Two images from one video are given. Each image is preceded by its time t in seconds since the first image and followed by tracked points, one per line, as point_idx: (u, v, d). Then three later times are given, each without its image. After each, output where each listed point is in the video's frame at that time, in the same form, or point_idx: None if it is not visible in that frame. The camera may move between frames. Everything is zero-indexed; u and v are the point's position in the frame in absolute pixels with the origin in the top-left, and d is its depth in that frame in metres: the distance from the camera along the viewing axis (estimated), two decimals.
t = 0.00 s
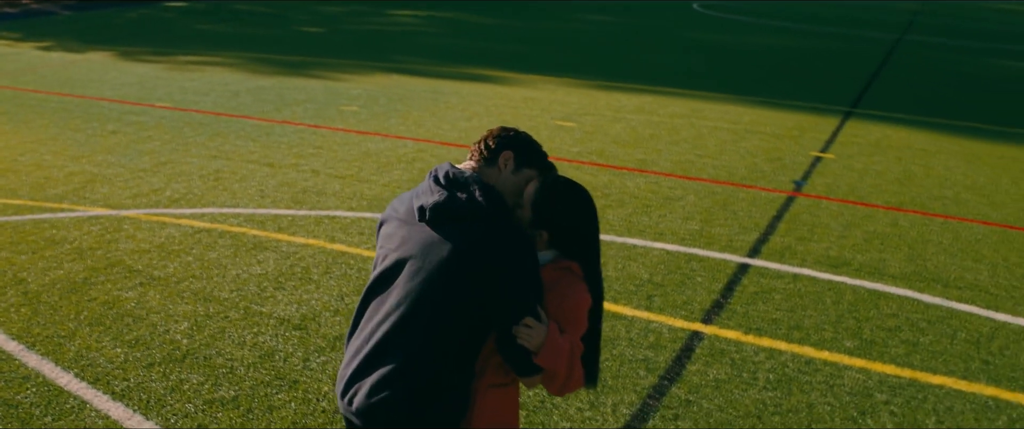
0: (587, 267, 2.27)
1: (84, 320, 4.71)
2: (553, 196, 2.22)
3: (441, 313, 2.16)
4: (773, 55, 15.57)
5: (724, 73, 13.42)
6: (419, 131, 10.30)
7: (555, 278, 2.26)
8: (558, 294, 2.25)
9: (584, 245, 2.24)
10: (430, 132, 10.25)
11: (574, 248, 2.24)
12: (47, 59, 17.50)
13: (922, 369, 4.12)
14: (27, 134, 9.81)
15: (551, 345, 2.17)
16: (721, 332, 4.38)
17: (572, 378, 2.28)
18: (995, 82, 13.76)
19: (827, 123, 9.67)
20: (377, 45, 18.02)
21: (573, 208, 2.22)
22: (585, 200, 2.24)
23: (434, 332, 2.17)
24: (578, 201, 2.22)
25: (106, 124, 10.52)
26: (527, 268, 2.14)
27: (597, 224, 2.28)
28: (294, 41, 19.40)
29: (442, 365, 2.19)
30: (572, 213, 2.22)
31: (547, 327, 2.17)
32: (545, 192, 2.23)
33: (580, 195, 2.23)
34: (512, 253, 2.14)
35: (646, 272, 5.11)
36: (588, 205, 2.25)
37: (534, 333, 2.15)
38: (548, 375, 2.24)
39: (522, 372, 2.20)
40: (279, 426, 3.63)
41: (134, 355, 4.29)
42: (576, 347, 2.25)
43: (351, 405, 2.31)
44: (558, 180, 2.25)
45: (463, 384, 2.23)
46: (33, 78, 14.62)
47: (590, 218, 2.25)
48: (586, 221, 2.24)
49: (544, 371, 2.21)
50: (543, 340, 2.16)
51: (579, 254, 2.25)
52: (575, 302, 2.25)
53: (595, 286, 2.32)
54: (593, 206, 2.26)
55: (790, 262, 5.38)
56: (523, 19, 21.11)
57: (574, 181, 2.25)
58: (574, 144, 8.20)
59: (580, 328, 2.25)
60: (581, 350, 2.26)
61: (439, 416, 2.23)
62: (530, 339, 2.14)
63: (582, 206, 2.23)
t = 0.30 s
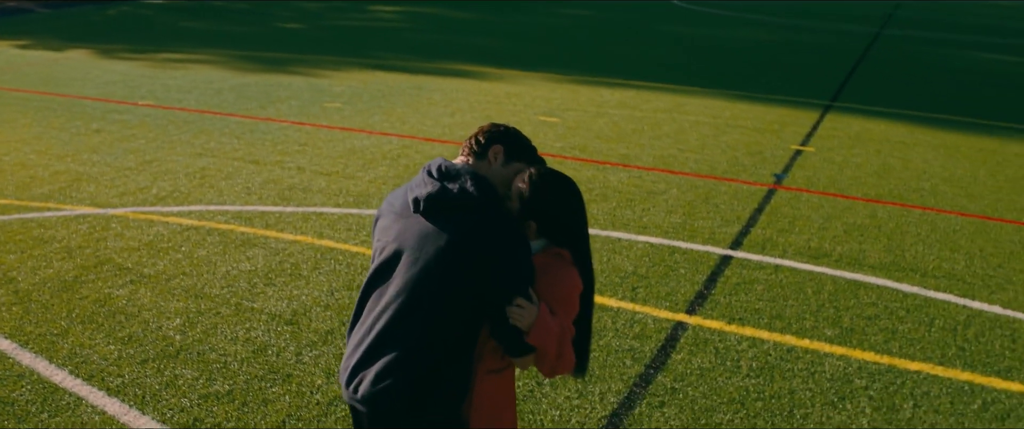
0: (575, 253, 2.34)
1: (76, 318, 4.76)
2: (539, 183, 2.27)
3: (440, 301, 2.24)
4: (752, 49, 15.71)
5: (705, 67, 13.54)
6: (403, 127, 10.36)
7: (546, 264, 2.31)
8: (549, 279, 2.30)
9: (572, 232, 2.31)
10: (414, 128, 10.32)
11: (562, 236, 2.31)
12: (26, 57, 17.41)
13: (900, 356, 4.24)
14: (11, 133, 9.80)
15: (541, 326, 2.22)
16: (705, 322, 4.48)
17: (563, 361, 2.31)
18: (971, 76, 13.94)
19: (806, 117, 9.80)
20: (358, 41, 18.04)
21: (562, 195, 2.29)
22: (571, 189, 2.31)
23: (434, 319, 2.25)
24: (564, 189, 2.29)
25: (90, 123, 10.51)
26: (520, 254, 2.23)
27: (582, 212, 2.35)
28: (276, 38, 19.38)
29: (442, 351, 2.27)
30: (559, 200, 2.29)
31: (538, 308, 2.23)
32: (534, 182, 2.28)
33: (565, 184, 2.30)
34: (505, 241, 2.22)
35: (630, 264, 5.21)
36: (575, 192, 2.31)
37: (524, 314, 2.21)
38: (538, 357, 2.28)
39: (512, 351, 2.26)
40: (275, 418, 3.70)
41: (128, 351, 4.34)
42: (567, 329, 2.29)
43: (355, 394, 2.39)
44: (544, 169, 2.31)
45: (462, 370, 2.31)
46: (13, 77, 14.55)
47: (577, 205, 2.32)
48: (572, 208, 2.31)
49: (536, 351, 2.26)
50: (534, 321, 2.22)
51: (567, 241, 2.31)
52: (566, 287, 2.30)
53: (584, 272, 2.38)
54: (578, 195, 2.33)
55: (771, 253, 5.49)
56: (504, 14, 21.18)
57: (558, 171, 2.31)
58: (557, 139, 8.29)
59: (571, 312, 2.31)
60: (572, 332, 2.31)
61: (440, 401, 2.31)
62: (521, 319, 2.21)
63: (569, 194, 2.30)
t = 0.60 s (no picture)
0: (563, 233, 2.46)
1: (73, 315, 4.81)
2: (527, 173, 2.37)
3: (439, 287, 2.33)
4: (736, 43, 15.84)
5: (689, 62, 13.65)
6: (391, 123, 10.42)
7: (535, 246, 2.44)
8: (541, 260, 2.43)
9: (560, 215, 2.43)
10: (401, 124, 10.38)
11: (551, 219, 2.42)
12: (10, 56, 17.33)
13: (882, 344, 4.36)
14: None
15: (533, 303, 2.31)
16: (692, 313, 4.58)
17: (558, 336, 2.41)
18: (952, 69, 14.08)
19: (790, 111, 9.92)
20: (343, 37, 18.05)
21: (549, 182, 2.39)
22: (557, 175, 2.42)
23: (436, 304, 2.34)
24: (549, 176, 2.39)
25: (77, 121, 10.51)
26: (510, 238, 2.31)
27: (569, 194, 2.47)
28: (261, 34, 19.36)
29: (445, 335, 2.36)
30: (547, 187, 2.39)
31: (529, 286, 2.31)
32: (522, 171, 2.37)
33: (551, 171, 2.40)
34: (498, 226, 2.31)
35: (618, 257, 5.31)
36: (560, 178, 2.42)
37: (515, 292, 2.29)
38: (533, 334, 2.38)
39: (507, 330, 2.35)
40: (273, 410, 3.77)
41: (125, 347, 4.40)
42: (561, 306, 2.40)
43: (362, 384, 2.46)
44: (530, 158, 2.41)
45: (464, 352, 2.39)
46: None
47: (563, 190, 2.43)
48: (559, 193, 2.41)
49: (529, 328, 2.35)
50: (525, 298, 2.30)
51: (556, 223, 2.43)
52: (558, 266, 2.42)
53: (573, 250, 2.52)
54: (564, 180, 2.44)
55: (757, 246, 5.60)
56: (488, 10, 21.23)
57: (544, 158, 2.41)
58: (544, 135, 8.38)
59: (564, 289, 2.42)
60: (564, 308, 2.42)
61: (445, 382, 2.39)
62: (512, 298, 2.29)
63: (556, 179, 2.41)
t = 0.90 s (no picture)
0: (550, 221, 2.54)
1: (70, 314, 4.87)
2: (511, 163, 2.44)
3: (434, 278, 2.41)
4: (721, 39, 15.97)
5: (675, 59, 13.76)
6: (379, 121, 10.48)
7: (524, 234, 2.52)
8: (530, 248, 2.49)
9: (545, 204, 2.50)
10: (390, 122, 10.44)
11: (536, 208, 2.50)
12: None
13: (866, 334, 4.47)
14: None
15: (523, 289, 2.37)
16: (681, 306, 4.68)
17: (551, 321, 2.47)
18: (931, 64, 14.30)
19: (776, 107, 10.04)
20: (330, 35, 18.09)
21: (533, 172, 2.47)
22: (542, 164, 2.49)
23: (431, 295, 2.42)
24: (532, 166, 2.46)
25: (66, 121, 10.53)
26: (496, 228, 2.38)
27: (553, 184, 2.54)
28: (247, 33, 19.37)
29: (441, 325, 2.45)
30: (532, 177, 2.46)
31: (519, 273, 2.38)
32: (507, 161, 2.44)
33: (535, 161, 2.47)
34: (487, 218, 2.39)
35: (608, 252, 5.40)
36: (544, 168, 2.50)
37: (506, 279, 2.35)
38: (526, 319, 2.44)
39: (500, 317, 2.41)
40: (273, 404, 3.85)
41: (123, 345, 4.46)
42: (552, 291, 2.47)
43: (367, 376, 2.55)
44: (515, 149, 2.48)
45: (460, 340, 2.47)
46: None
47: (547, 179, 2.50)
48: (543, 182, 2.49)
49: (522, 314, 2.41)
50: (516, 285, 2.36)
51: (542, 211, 2.51)
52: (546, 253, 2.49)
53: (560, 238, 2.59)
54: (547, 170, 2.52)
55: (743, 240, 5.70)
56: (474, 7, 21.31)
57: (529, 149, 2.49)
58: (532, 132, 8.47)
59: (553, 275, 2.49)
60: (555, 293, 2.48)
61: (444, 371, 2.47)
62: (504, 285, 2.35)
63: (540, 169, 2.48)
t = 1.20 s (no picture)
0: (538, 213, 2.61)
1: (68, 313, 4.92)
2: (497, 160, 2.50)
3: (429, 271, 2.50)
4: (707, 37, 16.11)
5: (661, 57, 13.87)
6: (369, 121, 10.55)
7: (512, 226, 2.60)
8: (520, 239, 2.57)
9: (533, 197, 2.56)
10: (379, 122, 10.51)
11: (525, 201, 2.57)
12: None
13: (851, 327, 4.58)
14: None
15: (515, 278, 2.45)
16: (670, 301, 4.77)
17: (543, 308, 2.55)
18: (915, 61, 14.45)
19: (762, 105, 10.16)
20: (318, 34, 18.13)
21: (519, 166, 2.52)
22: (527, 159, 2.54)
23: (426, 288, 2.51)
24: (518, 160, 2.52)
25: (57, 123, 10.54)
26: (486, 221, 2.47)
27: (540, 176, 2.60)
28: (235, 33, 19.38)
29: (438, 316, 2.53)
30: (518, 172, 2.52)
31: (509, 263, 2.46)
32: (493, 156, 2.50)
33: (521, 156, 2.53)
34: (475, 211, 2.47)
35: (598, 249, 5.49)
36: (530, 161, 2.55)
37: (497, 269, 2.44)
38: (520, 306, 2.53)
39: (494, 307, 2.50)
40: (273, 399, 3.93)
41: (123, 343, 4.52)
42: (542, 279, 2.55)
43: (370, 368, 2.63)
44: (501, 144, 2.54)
45: (458, 331, 2.56)
46: None
47: (534, 172, 2.56)
48: (528, 175, 2.55)
49: (514, 302, 2.50)
50: (507, 275, 2.44)
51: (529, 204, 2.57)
52: (535, 243, 2.57)
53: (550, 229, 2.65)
54: (534, 164, 2.58)
55: (731, 237, 5.80)
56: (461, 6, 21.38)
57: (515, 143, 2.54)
58: (522, 131, 8.55)
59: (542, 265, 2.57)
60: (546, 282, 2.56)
61: (443, 361, 2.55)
62: (495, 275, 2.44)
63: (526, 163, 2.54)
